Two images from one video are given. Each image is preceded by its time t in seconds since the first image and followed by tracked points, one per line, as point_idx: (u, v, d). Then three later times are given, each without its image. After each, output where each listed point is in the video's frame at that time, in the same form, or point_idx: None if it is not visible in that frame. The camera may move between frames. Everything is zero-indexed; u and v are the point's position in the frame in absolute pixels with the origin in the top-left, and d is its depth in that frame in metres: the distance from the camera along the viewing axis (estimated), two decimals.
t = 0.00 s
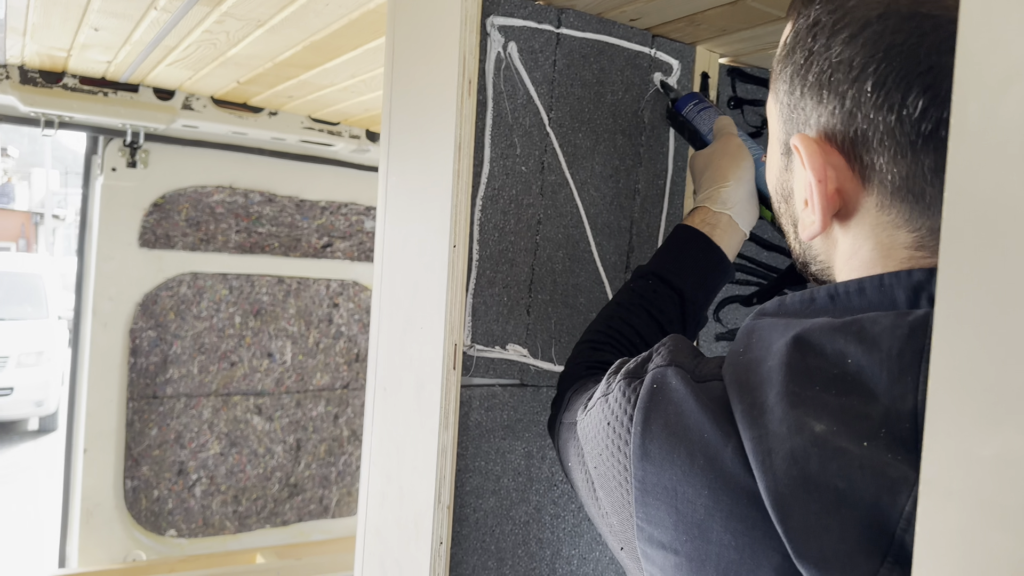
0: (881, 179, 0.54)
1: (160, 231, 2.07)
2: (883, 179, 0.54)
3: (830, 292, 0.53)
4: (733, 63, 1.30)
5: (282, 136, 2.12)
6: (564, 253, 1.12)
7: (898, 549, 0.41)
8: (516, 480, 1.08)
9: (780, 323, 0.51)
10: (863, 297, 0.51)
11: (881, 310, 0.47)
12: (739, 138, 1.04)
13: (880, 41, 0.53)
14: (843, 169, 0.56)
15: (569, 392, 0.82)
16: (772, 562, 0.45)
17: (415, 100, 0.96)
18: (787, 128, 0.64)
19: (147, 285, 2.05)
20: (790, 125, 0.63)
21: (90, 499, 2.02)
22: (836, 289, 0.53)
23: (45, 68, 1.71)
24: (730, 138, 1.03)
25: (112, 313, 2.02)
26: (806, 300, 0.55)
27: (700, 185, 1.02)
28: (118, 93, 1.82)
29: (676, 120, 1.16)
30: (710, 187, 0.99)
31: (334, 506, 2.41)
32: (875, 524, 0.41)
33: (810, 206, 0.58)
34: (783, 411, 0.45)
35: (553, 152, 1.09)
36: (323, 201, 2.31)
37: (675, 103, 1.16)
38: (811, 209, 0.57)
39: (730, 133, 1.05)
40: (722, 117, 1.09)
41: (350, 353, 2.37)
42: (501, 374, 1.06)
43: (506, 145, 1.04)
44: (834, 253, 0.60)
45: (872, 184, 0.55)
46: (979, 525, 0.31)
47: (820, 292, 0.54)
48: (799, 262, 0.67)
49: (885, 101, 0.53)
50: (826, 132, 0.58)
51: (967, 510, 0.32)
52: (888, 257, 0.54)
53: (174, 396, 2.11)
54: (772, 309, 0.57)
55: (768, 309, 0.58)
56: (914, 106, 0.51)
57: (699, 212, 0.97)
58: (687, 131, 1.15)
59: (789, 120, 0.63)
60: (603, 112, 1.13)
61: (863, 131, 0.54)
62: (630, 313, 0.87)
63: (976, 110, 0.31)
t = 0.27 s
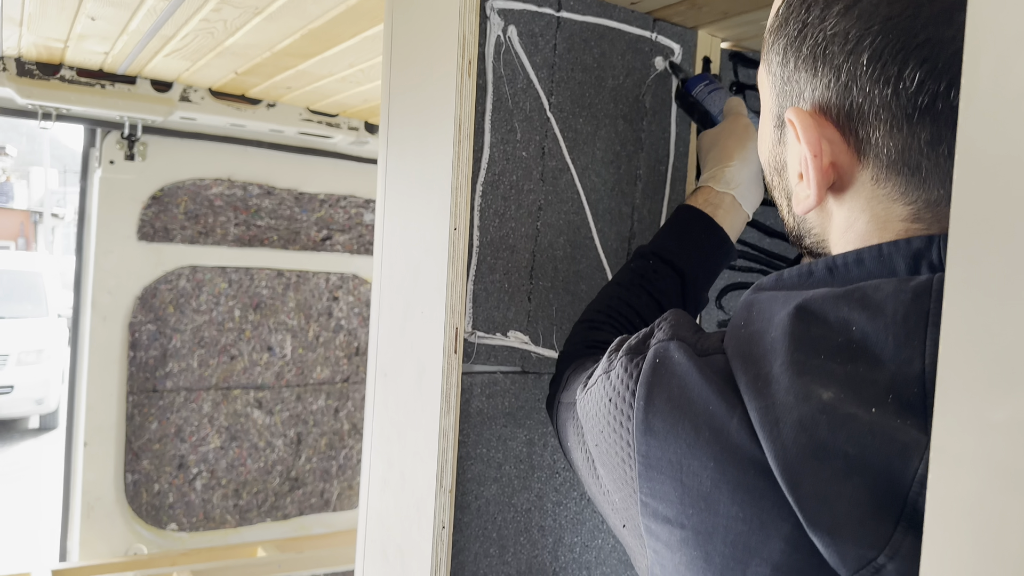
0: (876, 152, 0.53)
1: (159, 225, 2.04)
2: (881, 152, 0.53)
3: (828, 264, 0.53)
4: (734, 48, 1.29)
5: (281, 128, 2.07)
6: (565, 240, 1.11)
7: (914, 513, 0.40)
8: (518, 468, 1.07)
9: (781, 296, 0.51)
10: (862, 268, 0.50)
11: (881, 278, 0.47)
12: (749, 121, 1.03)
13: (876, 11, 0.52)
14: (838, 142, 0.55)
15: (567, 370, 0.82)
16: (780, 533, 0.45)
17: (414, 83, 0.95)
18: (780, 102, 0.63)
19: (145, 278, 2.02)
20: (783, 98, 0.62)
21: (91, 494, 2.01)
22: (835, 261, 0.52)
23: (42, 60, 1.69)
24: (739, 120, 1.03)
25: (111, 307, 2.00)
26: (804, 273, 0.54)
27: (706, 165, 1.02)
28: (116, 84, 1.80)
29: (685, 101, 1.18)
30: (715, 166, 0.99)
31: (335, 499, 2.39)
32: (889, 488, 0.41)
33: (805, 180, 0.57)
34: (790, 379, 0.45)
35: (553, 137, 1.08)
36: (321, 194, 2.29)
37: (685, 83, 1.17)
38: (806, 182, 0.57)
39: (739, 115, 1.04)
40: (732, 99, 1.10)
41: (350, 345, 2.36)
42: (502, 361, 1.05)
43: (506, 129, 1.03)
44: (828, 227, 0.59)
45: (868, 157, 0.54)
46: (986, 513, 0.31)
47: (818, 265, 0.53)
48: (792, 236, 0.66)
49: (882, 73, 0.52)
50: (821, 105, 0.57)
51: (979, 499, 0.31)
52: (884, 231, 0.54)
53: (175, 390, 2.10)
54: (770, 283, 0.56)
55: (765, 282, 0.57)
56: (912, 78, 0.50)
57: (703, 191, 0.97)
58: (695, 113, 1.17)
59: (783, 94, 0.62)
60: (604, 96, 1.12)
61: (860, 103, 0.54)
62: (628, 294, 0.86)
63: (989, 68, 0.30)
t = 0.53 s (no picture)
0: (889, 62, 0.52)
1: (165, 194, 2.00)
2: (893, 61, 0.52)
3: (840, 179, 0.51)
4: None
5: (286, 98, 2.03)
6: (573, 193, 1.10)
7: (931, 411, 0.41)
8: (525, 422, 1.07)
9: (792, 211, 0.51)
10: (874, 181, 0.49)
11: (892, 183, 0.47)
12: (752, 63, 1.02)
13: None
14: (849, 53, 0.54)
15: (575, 310, 0.81)
16: (792, 442, 0.46)
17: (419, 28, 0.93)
18: (789, 18, 0.61)
19: (152, 247, 2.00)
20: (792, 14, 0.60)
21: (99, 463, 2.00)
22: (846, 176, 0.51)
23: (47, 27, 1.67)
24: (742, 62, 1.02)
25: (118, 276, 1.97)
26: (815, 191, 0.52)
27: (708, 106, 1.01)
28: (120, 51, 1.76)
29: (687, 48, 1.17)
30: (718, 107, 0.98)
31: (343, 470, 2.38)
32: (906, 388, 0.42)
33: (816, 95, 0.56)
34: (803, 287, 0.45)
35: (561, 89, 1.07)
36: (327, 164, 2.23)
37: (687, 30, 1.16)
38: (817, 96, 0.55)
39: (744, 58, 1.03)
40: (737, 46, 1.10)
41: (357, 318, 2.34)
42: (509, 315, 1.04)
43: (513, 80, 1.02)
44: (840, 145, 0.58)
45: (880, 68, 0.53)
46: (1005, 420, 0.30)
47: (829, 181, 0.52)
48: (802, 159, 0.65)
49: None
50: (831, 15, 0.55)
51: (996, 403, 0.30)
52: (897, 142, 0.53)
53: (182, 360, 2.09)
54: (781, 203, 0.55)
55: (776, 203, 0.56)
56: None
57: (706, 131, 0.96)
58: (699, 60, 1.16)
59: (792, 8, 0.60)
60: (612, 48, 1.11)
61: (872, 11, 0.52)
62: (633, 235, 0.86)
63: None
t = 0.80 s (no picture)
0: (862, 18, 0.50)
1: (166, 176, 2.00)
2: (865, 19, 0.50)
3: (818, 141, 0.50)
4: None
5: (288, 79, 2.02)
6: (573, 169, 1.09)
7: (906, 373, 0.41)
8: (525, 399, 1.06)
9: (769, 171, 0.50)
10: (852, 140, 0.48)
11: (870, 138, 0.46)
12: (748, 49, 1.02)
13: None
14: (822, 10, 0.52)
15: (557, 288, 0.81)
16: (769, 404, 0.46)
17: None
18: None
19: (154, 229, 2.01)
20: None
21: (101, 445, 2.00)
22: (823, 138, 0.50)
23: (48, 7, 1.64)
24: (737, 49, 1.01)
25: (119, 259, 1.98)
26: (792, 154, 0.52)
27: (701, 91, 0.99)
28: (122, 33, 1.74)
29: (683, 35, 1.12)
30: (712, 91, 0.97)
31: (345, 454, 2.39)
32: (881, 348, 0.41)
33: (789, 55, 0.54)
34: (776, 248, 0.44)
35: (561, 63, 1.06)
36: (329, 147, 2.22)
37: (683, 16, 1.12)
38: (790, 56, 0.54)
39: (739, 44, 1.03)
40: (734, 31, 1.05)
41: (358, 302, 2.34)
42: (508, 291, 1.04)
43: (513, 53, 1.01)
44: (816, 107, 0.57)
45: (852, 25, 0.51)
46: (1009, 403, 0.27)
47: (807, 142, 0.51)
48: (780, 123, 0.65)
49: None
50: None
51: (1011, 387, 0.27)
52: (871, 103, 0.52)
53: (184, 343, 2.09)
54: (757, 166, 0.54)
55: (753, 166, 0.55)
56: None
57: (698, 114, 0.94)
58: (694, 47, 1.11)
59: None
60: (614, 22, 1.10)
61: None
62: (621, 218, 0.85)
63: None
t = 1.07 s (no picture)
0: None
1: (167, 160, 1.98)
2: None
3: (785, 98, 0.53)
4: None
5: (289, 63, 1.99)
6: (577, 151, 1.08)
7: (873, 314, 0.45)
8: (526, 384, 1.05)
9: (734, 127, 0.53)
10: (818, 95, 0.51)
11: (835, 90, 0.50)
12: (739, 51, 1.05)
13: None
14: None
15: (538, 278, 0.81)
16: (733, 355, 0.48)
17: None
18: None
19: (153, 215, 1.99)
20: None
21: (100, 430, 2.00)
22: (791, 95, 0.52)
23: None
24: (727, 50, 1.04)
25: (118, 244, 1.96)
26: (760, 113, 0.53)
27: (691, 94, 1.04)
28: (121, 14, 1.71)
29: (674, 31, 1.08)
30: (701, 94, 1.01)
31: (345, 442, 2.38)
32: (851, 293, 0.45)
33: (757, 9, 0.56)
34: (743, 197, 0.48)
35: (566, 43, 1.04)
36: (330, 133, 2.20)
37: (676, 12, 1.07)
38: (758, 11, 0.56)
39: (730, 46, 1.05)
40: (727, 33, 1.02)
41: (359, 289, 2.33)
42: (510, 275, 1.02)
43: (517, 33, 0.99)
44: (783, 63, 0.59)
45: None
46: None
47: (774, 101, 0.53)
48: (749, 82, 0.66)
49: None
50: None
51: None
52: (838, 55, 0.53)
53: (183, 329, 2.08)
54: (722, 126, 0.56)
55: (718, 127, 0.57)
56: None
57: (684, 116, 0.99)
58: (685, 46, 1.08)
59: None
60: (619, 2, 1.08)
61: None
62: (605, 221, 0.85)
63: None
